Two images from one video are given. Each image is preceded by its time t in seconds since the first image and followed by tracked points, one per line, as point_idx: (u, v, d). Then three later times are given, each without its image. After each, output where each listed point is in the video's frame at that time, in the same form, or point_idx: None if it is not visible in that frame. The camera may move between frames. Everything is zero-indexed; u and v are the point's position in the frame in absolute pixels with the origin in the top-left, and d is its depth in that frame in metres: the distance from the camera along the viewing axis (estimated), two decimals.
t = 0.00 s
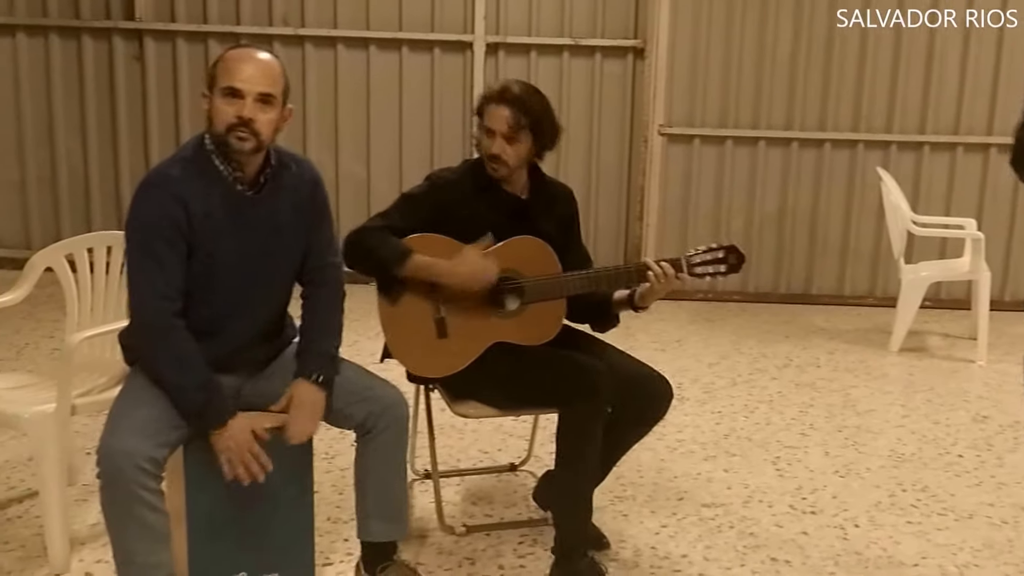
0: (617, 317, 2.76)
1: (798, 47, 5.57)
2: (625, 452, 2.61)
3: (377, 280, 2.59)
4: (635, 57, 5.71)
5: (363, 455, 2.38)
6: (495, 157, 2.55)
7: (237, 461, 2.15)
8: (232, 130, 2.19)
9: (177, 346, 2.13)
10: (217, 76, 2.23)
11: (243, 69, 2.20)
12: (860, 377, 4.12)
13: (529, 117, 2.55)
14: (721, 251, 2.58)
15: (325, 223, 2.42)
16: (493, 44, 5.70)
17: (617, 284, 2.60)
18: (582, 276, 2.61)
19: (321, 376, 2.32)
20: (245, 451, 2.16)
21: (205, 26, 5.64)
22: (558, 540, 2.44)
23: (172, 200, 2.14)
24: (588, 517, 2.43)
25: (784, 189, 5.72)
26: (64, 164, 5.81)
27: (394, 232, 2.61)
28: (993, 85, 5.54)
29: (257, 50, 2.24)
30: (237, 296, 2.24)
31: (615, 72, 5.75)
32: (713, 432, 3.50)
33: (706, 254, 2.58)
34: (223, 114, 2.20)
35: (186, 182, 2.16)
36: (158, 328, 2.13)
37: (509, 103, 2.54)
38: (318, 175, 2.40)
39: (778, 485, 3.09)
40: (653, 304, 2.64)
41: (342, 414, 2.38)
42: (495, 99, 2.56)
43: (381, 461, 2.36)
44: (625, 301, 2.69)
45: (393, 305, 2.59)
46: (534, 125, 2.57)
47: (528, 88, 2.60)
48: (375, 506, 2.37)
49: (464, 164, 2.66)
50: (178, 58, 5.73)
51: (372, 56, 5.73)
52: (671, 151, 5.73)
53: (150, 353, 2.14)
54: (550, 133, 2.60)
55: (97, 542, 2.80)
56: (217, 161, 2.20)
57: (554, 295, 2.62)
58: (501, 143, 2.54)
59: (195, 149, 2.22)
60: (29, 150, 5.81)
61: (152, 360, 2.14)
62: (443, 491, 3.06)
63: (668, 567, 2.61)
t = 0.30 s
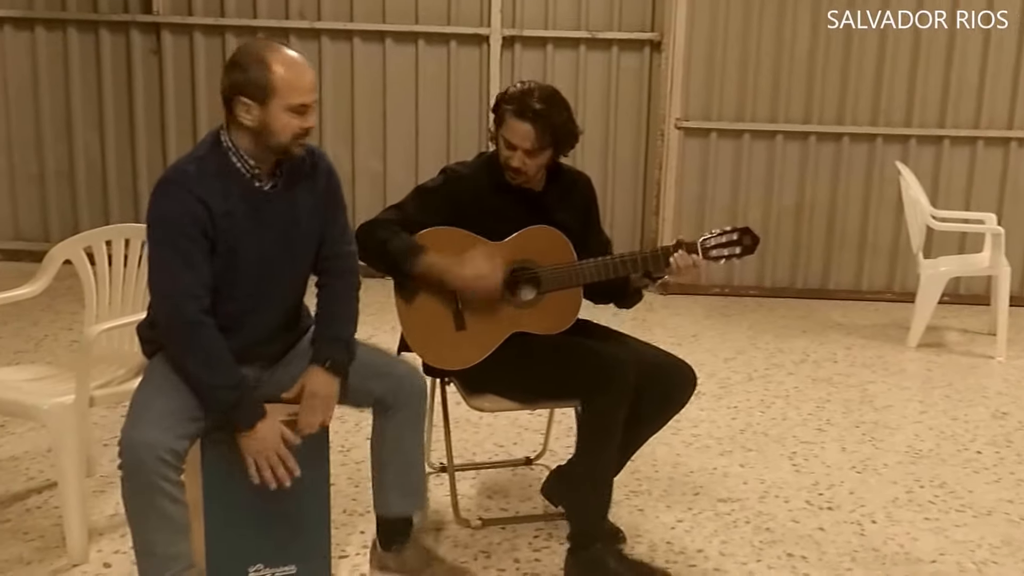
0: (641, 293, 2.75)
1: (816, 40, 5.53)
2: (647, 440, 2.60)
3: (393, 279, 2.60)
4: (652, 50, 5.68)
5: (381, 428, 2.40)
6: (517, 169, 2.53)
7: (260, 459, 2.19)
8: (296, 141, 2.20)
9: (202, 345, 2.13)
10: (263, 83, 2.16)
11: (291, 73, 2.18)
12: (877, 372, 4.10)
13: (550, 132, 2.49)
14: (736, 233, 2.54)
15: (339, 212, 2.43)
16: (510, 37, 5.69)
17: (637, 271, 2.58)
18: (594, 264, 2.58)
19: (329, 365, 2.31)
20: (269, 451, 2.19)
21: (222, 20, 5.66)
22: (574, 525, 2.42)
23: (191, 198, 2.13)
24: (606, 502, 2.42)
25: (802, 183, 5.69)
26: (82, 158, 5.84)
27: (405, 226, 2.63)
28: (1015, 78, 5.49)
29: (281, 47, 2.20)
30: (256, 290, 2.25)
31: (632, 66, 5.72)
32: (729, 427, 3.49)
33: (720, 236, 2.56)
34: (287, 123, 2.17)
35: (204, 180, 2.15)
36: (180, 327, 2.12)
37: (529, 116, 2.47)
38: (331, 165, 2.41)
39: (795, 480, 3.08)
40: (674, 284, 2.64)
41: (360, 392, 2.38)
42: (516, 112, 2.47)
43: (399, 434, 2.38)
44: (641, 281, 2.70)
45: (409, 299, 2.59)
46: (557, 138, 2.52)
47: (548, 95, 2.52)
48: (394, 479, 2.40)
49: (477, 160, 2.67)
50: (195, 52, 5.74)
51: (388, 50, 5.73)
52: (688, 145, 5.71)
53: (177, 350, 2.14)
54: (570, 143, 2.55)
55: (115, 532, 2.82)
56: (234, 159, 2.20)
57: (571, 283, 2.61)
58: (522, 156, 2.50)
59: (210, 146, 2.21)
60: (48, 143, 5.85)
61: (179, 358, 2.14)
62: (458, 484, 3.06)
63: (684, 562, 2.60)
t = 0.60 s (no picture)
0: (651, 296, 2.74)
1: (833, 33, 5.50)
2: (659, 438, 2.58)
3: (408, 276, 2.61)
4: (667, 43, 5.66)
5: (396, 435, 2.39)
6: (540, 171, 2.53)
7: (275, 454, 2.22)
8: (324, 138, 2.22)
9: (218, 341, 2.13)
10: (296, 82, 2.17)
11: (324, 74, 2.20)
12: (893, 367, 4.07)
13: (575, 137, 2.47)
14: (749, 235, 2.55)
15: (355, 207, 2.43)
16: (524, 30, 5.68)
17: (650, 271, 2.58)
18: (608, 263, 2.58)
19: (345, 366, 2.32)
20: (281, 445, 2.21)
21: (236, 13, 5.67)
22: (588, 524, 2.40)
23: (209, 193, 2.13)
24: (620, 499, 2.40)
25: (818, 177, 5.66)
26: (97, 151, 5.87)
27: (425, 223, 2.62)
28: None
29: (310, 47, 2.22)
30: (272, 285, 2.26)
31: (647, 59, 5.70)
32: (743, 422, 3.48)
33: (733, 238, 2.57)
34: (318, 123, 2.19)
35: (223, 175, 2.15)
36: (196, 321, 2.12)
37: (554, 122, 2.45)
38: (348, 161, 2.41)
39: (809, 476, 3.07)
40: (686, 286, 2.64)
41: (375, 394, 2.39)
42: (541, 117, 2.46)
43: (414, 438, 2.38)
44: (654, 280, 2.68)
45: (423, 295, 2.60)
46: (581, 145, 2.51)
47: (572, 99, 2.50)
48: (409, 486, 2.40)
49: (495, 157, 2.66)
50: (210, 45, 5.75)
51: (402, 43, 5.73)
52: (703, 139, 5.68)
53: (192, 346, 2.15)
54: (593, 147, 2.54)
55: (130, 524, 2.83)
56: (254, 155, 2.20)
57: (584, 281, 2.60)
58: (546, 160, 2.50)
59: (231, 141, 2.20)
60: (64, 136, 5.88)
61: (194, 353, 2.15)
62: (472, 478, 3.06)
63: (698, 557, 2.60)
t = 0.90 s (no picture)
0: (669, 282, 2.73)
1: (848, 25, 5.46)
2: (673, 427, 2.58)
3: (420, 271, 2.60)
4: (681, 36, 5.63)
5: (409, 433, 2.39)
6: (555, 154, 2.52)
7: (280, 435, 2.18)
8: (341, 136, 2.22)
9: (226, 333, 2.15)
10: (314, 79, 2.17)
11: (342, 71, 2.19)
12: (907, 362, 4.05)
13: (587, 116, 2.48)
14: (767, 227, 2.50)
15: (371, 205, 2.41)
16: (537, 23, 5.66)
17: (665, 263, 2.56)
18: (622, 255, 2.58)
19: (355, 360, 2.30)
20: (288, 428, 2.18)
21: (249, 6, 5.67)
22: (607, 523, 2.41)
23: (222, 184, 2.14)
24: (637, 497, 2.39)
25: (832, 171, 5.63)
26: (111, 144, 5.89)
27: (438, 214, 2.62)
28: None
29: (329, 43, 2.21)
30: (283, 279, 2.25)
31: (659, 51, 5.68)
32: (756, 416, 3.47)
33: (751, 231, 2.52)
34: (335, 119, 2.19)
35: (237, 168, 2.16)
36: (205, 312, 2.13)
37: (565, 101, 2.46)
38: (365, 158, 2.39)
39: (823, 471, 3.05)
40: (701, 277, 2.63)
41: (387, 392, 2.38)
42: (551, 99, 2.46)
43: (429, 435, 2.38)
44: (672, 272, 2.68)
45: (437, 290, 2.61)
46: (594, 123, 2.51)
47: (581, 79, 2.50)
48: (422, 481, 2.39)
49: (507, 148, 2.65)
50: (223, 38, 5.76)
51: (415, 36, 5.72)
52: (716, 132, 5.66)
53: (196, 337, 2.15)
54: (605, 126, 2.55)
55: (145, 515, 2.85)
56: (270, 148, 2.20)
57: (598, 275, 2.60)
58: (560, 141, 2.50)
59: (247, 134, 2.21)
60: (78, 129, 5.90)
61: (198, 345, 2.15)
62: (484, 471, 3.07)
63: (710, 551, 2.59)
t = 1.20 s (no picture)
0: (677, 281, 2.73)
1: (862, 17, 5.44)
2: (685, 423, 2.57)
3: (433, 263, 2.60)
4: (693, 29, 5.62)
5: (421, 421, 2.38)
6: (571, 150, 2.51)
7: (281, 413, 2.23)
8: (347, 125, 2.21)
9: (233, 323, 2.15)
10: (320, 68, 2.16)
11: (348, 60, 2.18)
12: (919, 357, 4.04)
13: (602, 111, 2.47)
14: (778, 221, 2.50)
15: (379, 196, 2.41)
16: (549, 16, 5.66)
17: (677, 257, 2.55)
18: (636, 249, 2.57)
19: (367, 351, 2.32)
20: (291, 407, 2.23)
21: None
22: (623, 520, 2.39)
23: (230, 174, 2.13)
24: (651, 494, 2.37)
25: (845, 165, 5.62)
26: (123, 138, 5.90)
27: (451, 207, 2.61)
28: None
29: (337, 33, 2.20)
30: (292, 270, 2.25)
31: (672, 44, 5.66)
32: (768, 410, 3.46)
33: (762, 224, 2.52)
34: (342, 109, 2.18)
35: (246, 158, 2.16)
36: (212, 301, 2.13)
37: (580, 96, 2.45)
38: (373, 149, 2.39)
39: (835, 465, 3.05)
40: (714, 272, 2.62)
41: (399, 378, 2.38)
42: (567, 94, 2.45)
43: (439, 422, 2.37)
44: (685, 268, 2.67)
45: (450, 285, 2.60)
46: (608, 118, 2.51)
47: (594, 74, 2.50)
48: (434, 472, 2.38)
49: (519, 142, 2.65)
50: (235, 31, 5.77)
51: (426, 29, 5.72)
52: (729, 126, 5.64)
53: (205, 327, 2.15)
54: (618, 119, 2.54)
55: (157, 507, 2.85)
56: (279, 138, 2.20)
57: (611, 269, 2.60)
58: (576, 136, 2.49)
59: (256, 125, 2.21)
60: (90, 122, 5.91)
61: (207, 335, 2.16)
62: (495, 465, 3.07)
63: (722, 545, 2.59)
